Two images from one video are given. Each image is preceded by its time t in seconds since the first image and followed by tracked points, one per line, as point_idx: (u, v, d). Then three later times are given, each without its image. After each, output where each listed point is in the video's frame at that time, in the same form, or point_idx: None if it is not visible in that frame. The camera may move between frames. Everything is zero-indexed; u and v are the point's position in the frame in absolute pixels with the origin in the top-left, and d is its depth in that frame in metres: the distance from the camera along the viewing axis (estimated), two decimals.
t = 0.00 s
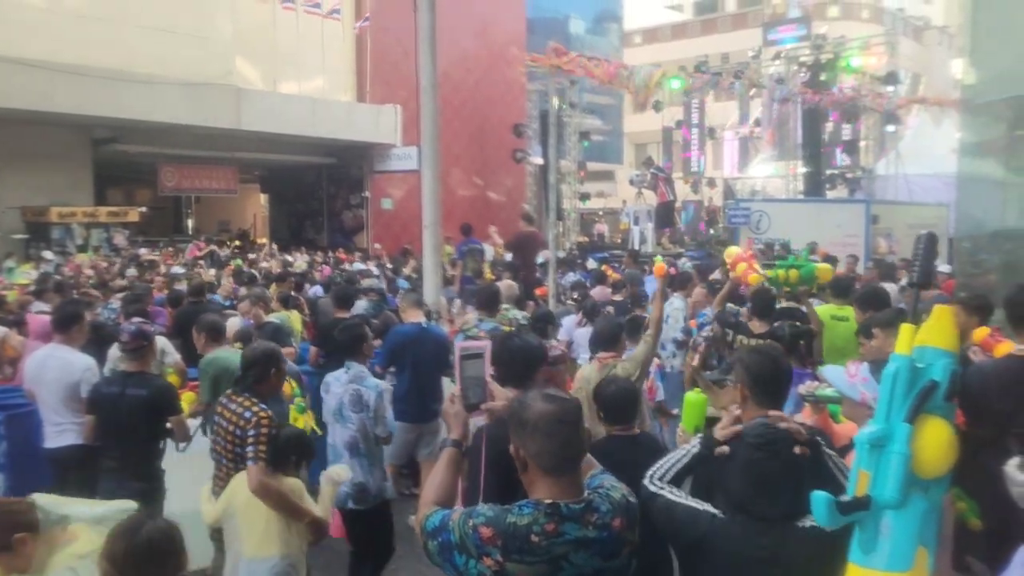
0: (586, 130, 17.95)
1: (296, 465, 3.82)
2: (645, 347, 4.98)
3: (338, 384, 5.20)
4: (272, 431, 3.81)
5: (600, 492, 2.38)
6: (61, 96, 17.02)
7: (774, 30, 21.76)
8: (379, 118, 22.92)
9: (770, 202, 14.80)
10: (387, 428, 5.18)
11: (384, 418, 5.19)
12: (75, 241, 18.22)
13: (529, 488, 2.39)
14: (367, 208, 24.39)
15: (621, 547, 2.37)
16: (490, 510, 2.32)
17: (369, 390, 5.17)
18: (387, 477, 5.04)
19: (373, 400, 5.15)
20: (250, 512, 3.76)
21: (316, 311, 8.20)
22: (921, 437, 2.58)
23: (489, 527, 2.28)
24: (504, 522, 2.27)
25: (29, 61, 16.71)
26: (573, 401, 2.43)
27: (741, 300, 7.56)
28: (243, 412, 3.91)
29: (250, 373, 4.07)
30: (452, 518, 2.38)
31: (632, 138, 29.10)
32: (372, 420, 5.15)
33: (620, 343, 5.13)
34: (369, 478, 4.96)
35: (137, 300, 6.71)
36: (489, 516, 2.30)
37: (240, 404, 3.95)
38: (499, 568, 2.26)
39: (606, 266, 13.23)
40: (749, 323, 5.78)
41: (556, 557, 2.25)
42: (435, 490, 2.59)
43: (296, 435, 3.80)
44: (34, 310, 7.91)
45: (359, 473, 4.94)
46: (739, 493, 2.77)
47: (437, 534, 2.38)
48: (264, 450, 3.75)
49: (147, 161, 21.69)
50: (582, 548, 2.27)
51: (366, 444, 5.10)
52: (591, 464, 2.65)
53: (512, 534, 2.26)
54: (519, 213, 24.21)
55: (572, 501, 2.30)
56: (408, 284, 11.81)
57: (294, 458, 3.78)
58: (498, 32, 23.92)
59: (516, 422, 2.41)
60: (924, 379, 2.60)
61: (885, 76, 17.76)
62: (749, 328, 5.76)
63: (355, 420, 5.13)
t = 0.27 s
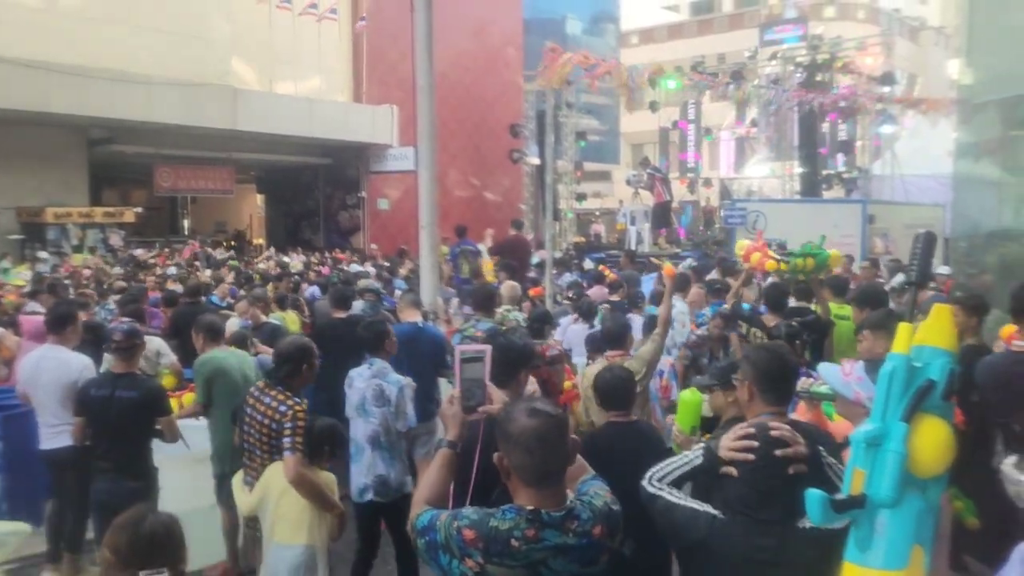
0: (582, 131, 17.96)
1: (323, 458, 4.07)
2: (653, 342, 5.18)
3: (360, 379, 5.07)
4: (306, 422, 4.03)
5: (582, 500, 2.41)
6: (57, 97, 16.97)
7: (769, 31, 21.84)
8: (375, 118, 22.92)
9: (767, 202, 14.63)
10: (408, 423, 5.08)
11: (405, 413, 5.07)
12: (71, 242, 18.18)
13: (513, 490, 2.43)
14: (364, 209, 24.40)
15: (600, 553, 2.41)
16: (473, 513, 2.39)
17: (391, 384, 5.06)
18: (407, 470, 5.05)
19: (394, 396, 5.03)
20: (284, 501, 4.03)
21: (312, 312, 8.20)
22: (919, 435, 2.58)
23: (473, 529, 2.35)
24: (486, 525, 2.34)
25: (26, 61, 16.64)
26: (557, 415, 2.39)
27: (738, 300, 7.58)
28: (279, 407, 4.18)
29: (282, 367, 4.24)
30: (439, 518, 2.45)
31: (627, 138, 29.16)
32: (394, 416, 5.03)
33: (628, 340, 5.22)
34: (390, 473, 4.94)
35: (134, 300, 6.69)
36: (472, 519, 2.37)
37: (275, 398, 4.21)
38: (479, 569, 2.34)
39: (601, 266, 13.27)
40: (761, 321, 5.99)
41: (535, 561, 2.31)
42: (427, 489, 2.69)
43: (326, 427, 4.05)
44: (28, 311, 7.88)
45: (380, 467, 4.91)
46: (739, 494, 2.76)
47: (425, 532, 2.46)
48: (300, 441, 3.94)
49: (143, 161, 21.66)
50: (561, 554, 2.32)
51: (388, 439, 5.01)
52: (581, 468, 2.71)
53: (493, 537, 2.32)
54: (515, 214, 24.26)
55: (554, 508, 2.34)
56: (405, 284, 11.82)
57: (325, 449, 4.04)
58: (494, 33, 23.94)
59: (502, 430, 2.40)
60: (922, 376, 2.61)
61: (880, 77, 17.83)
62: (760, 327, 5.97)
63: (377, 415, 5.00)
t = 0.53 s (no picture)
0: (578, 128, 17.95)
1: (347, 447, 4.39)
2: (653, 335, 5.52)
3: (388, 373, 5.09)
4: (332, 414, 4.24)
5: (560, 494, 2.53)
6: (53, 95, 16.92)
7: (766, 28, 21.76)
8: (371, 116, 22.88)
9: (762, 199, 14.79)
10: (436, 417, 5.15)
11: (432, 408, 5.14)
12: (66, 240, 18.11)
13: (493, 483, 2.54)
14: (360, 206, 24.35)
15: (575, 546, 2.52)
16: (456, 501, 2.50)
17: (417, 379, 5.08)
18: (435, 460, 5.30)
19: (420, 390, 5.08)
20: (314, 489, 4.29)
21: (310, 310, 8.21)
22: (919, 434, 2.59)
23: (452, 517, 2.46)
24: (465, 514, 2.45)
25: (21, 59, 16.58)
26: (535, 415, 2.49)
27: (734, 298, 7.61)
28: (303, 400, 4.33)
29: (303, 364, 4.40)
30: (425, 505, 2.56)
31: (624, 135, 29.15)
32: (419, 410, 5.12)
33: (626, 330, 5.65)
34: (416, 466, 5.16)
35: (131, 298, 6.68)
36: (454, 507, 2.49)
37: (298, 393, 4.36)
38: (457, 555, 2.45)
39: (598, 264, 13.27)
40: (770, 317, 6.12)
41: (510, 551, 2.43)
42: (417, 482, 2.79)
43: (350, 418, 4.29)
44: (24, 309, 7.86)
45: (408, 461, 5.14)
46: (732, 490, 2.83)
47: (412, 518, 2.58)
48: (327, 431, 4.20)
49: (138, 159, 21.59)
50: (535, 544, 2.44)
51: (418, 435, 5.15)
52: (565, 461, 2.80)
53: (470, 526, 2.44)
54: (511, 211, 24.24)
55: (530, 501, 2.46)
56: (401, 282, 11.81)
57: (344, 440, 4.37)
58: (490, 30, 23.89)
59: (483, 425, 2.51)
60: (920, 375, 2.61)
61: (877, 74, 17.83)
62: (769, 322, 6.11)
63: (404, 409, 5.10)
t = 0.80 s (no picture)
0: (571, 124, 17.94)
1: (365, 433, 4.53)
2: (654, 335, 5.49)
3: (409, 365, 5.51)
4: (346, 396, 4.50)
5: (530, 477, 2.63)
6: (43, 92, 16.81)
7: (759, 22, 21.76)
8: (362, 112, 22.82)
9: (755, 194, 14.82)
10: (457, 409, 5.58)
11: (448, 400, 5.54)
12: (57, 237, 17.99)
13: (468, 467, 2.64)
14: (352, 202, 24.29)
15: (541, 528, 2.60)
16: (430, 482, 2.59)
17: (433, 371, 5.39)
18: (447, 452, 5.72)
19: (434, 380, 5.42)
20: (330, 471, 4.46)
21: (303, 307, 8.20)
22: (907, 434, 2.66)
23: (426, 497, 2.55)
24: (438, 494, 2.54)
25: (10, 54, 16.46)
26: (509, 404, 2.57)
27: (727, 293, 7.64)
28: (318, 386, 4.62)
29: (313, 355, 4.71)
30: (403, 484, 2.65)
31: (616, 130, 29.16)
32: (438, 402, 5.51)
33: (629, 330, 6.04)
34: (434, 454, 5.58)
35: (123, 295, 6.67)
36: (427, 487, 2.58)
37: (312, 380, 4.66)
38: (429, 533, 2.54)
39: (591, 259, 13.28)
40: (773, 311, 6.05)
41: (478, 531, 2.52)
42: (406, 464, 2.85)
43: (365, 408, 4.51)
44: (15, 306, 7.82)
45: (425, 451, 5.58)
46: (708, 482, 2.84)
47: (391, 496, 2.66)
48: (343, 413, 4.44)
49: (129, 156, 21.47)
50: (504, 524, 2.52)
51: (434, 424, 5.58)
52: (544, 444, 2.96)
53: (442, 505, 2.53)
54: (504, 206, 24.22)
55: (499, 483, 2.55)
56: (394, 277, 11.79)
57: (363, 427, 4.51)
58: (482, 25, 23.84)
59: (459, 411, 2.59)
60: (904, 377, 2.69)
61: (869, 69, 17.85)
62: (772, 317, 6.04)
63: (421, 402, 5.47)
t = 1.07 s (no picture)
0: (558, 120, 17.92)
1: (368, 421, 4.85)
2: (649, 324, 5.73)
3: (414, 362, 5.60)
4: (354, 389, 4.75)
5: (482, 468, 2.89)
6: (25, 88, 16.65)
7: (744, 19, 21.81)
8: (348, 109, 22.74)
9: (741, 190, 14.90)
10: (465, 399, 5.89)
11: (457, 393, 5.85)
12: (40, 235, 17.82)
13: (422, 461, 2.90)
14: (338, 200, 24.19)
15: (489, 517, 2.86)
16: (384, 471, 2.88)
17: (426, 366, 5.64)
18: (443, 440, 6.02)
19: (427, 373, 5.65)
20: (337, 464, 4.51)
21: (290, 305, 8.19)
22: (856, 467, 2.75)
23: (377, 486, 2.84)
24: (389, 484, 2.83)
25: None
26: (456, 400, 2.81)
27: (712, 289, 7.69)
28: (324, 377, 4.76)
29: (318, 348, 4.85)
30: (359, 475, 2.96)
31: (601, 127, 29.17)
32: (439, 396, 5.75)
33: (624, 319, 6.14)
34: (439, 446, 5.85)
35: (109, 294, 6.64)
36: (381, 476, 2.87)
37: (317, 372, 4.78)
38: (380, 520, 2.84)
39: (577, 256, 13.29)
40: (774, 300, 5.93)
41: (426, 519, 2.79)
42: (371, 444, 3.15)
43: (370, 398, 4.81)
44: None
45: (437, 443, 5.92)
46: (689, 476, 2.85)
47: (351, 485, 2.96)
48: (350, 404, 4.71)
49: (112, 153, 21.29)
50: (451, 512, 2.79)
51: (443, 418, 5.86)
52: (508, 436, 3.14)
53: (392, 493, 2.81)
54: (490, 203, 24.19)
55: (448, 473, 2.82)
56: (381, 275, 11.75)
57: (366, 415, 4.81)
58: (468, 21, 23.80)
59: (412, 407, 2.85)
60: (838, 413, 2.81)
61: (854, 65, 17.93)
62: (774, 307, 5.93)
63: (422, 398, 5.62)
